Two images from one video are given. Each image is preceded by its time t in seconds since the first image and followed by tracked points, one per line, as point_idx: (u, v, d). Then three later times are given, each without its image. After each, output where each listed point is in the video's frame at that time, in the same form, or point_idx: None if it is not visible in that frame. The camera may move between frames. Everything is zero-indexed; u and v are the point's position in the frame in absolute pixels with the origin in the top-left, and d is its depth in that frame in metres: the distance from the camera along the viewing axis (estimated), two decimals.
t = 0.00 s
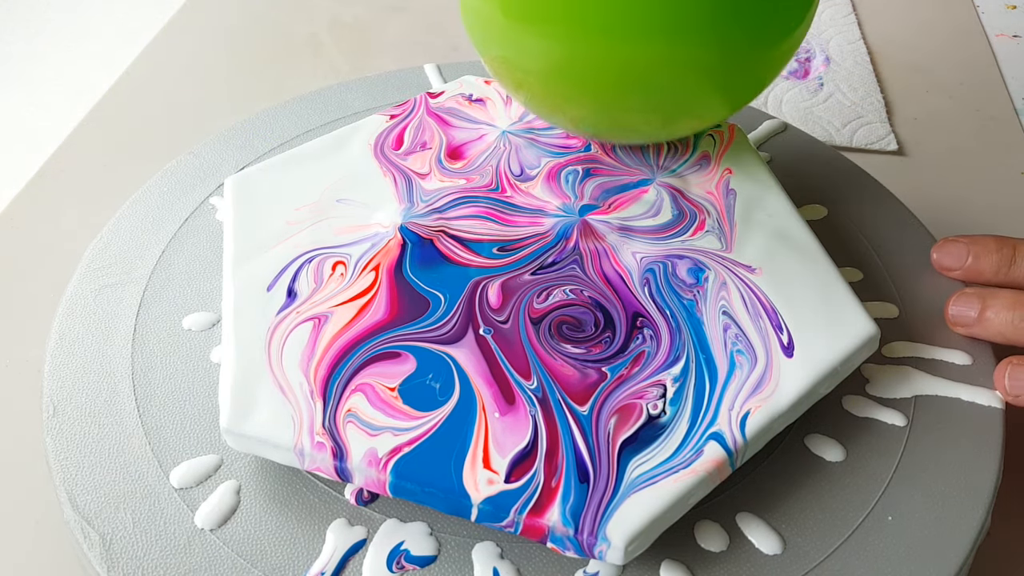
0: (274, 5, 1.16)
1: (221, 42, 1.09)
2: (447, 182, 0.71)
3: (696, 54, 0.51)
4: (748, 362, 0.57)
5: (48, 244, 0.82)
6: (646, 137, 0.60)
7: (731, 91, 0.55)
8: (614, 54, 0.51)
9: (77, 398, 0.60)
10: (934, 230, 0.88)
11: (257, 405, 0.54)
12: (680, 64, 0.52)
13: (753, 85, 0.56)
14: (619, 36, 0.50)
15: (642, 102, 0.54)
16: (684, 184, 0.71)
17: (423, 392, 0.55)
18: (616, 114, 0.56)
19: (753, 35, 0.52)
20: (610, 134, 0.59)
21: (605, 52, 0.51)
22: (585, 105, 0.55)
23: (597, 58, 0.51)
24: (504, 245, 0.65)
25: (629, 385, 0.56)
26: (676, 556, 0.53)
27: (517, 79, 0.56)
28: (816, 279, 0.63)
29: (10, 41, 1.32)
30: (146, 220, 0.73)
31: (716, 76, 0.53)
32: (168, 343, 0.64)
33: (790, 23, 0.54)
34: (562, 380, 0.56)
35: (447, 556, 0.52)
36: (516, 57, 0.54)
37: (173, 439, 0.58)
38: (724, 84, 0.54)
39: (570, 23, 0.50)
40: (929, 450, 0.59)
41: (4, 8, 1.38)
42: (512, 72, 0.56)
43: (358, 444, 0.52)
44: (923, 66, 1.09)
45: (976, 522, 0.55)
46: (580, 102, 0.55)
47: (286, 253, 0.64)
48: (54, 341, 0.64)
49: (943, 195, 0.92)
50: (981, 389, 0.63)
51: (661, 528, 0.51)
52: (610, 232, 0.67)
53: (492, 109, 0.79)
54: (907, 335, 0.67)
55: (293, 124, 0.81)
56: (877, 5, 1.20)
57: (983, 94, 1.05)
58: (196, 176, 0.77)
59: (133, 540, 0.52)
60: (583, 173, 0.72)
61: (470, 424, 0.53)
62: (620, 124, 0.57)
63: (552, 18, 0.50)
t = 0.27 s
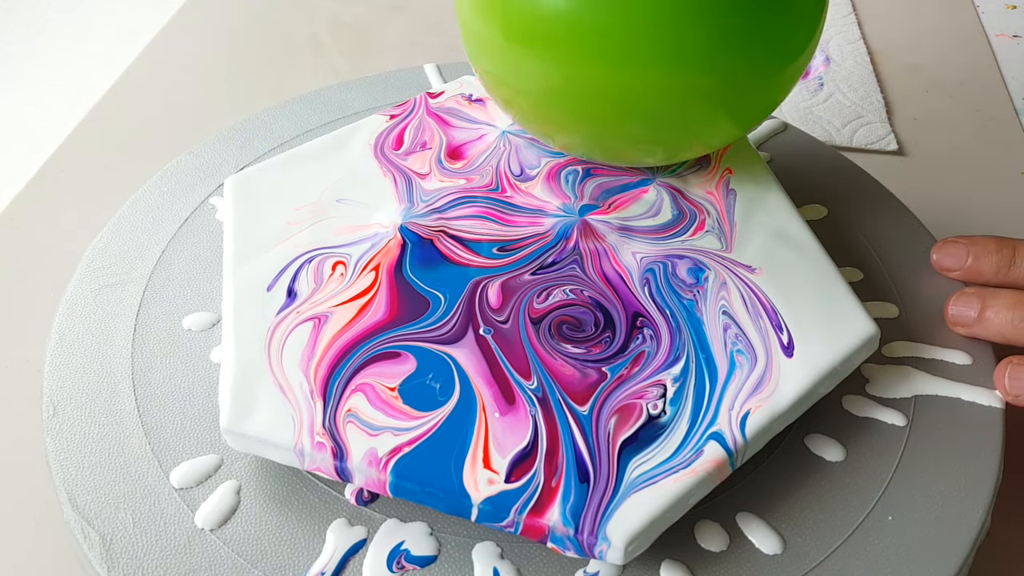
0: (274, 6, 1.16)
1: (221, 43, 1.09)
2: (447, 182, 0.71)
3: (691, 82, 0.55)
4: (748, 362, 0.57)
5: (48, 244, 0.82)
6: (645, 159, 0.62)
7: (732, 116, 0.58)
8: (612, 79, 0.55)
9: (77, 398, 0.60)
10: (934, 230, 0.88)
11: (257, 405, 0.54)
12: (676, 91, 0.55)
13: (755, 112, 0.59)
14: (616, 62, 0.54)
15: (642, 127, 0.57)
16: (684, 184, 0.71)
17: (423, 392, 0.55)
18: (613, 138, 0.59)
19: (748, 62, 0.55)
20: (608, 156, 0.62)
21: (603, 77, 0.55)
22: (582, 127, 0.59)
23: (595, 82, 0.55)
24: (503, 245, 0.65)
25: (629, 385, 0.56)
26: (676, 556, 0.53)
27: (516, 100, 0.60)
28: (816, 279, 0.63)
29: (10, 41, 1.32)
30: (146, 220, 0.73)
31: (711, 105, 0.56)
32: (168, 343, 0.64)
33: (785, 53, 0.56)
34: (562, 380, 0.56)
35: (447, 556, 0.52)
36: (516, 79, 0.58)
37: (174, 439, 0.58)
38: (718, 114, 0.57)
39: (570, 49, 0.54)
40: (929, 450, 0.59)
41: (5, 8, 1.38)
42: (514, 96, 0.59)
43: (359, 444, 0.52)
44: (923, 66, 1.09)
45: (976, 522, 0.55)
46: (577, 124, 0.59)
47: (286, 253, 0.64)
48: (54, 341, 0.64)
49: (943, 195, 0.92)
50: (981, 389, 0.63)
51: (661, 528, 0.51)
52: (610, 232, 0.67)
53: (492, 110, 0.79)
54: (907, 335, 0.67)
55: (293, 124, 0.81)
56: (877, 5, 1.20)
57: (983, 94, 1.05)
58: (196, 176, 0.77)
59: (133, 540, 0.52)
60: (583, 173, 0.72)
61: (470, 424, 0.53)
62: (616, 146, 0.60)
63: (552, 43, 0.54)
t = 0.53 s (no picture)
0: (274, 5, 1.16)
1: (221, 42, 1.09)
2: (447, 182, 0.71)
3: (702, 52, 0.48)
4: (748, 362, 0.57)
5: (48, 244, 0.82)
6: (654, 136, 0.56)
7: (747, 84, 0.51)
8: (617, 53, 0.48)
9: (77, 398, 0.60)
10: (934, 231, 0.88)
11: (257, 405, 0.54)
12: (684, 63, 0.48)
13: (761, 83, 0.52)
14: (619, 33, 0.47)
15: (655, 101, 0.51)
16: (684, 184, 0.71)
17: (423, 392, 0.55)
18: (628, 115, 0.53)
19: (767, 33, 0.48)
20: (617, 131, 0.55)
21: (607, 50, 0.47)
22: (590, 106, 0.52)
23: (599, 55, 0.48)
24: (504, 245, 0.65)
25: (629, 385, 0.56)
26: (676, 556, 0.53)
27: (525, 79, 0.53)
28: (816, 279, 0.63)
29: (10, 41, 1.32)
30: (146, 220, 0.73)
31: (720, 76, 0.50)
32: (168, 343, 0.64)
33: (805, 22, 0.50)
34: (562, 380, 0.56)
35: (447, 556, 0.52)
36: (517, 55, 0.50)
37: (173, 439, 0.58)
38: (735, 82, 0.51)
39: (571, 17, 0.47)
40: (929, 450, 0.59)
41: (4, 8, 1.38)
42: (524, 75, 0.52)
43: (358, 444, 0.52)
44: (923, 66, 1.09)
45: (975, 522, 0.55)
46: (584, 103, 0.52)
47: (286, 253, 0.64)
48: (54, 342, 0.64)
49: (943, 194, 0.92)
50: (981, 389, 0.63)
51: (661, 529, 0.51)
52: (610, 232, 0.67)
53: (492, 110, 0.79)
54: (907, 335, 0.67)
55: (293, 124, 0.81)
56: (877, 5, 1.20)
57: (983, 94, 1.05)
58: (196, 176, 0.77)
59: (133, 540, 0.53)
60: (583, 173, 0.72)
61: (469, 424, 0.53)
62: (625, 121, 0.53)
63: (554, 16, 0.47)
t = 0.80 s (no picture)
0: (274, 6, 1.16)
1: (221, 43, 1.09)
2: (447, 182, 0.71)
3: None
4: (748, 362, 0.57)
5: (49, 244, 0.82)
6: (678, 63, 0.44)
7: None
8: None
9: (77, 398, 0.60)
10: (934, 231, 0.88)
11: (257, 405, 0.54)
12: None
13: None
14: None
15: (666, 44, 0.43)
16: (684, 184, 0.71)
17: (422, 392, 0.55)
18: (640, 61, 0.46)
19: None
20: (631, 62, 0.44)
21: None
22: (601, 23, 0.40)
23: None
24: (504, 245, 0.65)
25: (629, 385, 0.56)
26: (676, 556, 0.53)
27: None
28: (817, 279, 0.63)
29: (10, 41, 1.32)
30: (146, 220, 0.73)
31: None
32: (168, 343, 0.64)
33: None
34: (562, 379, 0.56)
35: (447, 556, 0.52)
36: None
37: (173, 438, 0.58)
38: None
39: None
40: (929, 451, 0.59)
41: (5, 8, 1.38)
42: None
43: (358, 444, 0.52)
44: (923, 66, 1.09)
45: (975, 522, 0.55)
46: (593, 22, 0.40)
47: (286, 253, 0.64)
48: (54, 342, 0.64)
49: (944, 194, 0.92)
50: (982, 389, 0.63)
51: (661, 528, 0.51)
52: (610, 232, 0.67)
53: (492, 109, 0.79)
54: (906, 335, 0.67)
55: (293, 124, 0.81)
56: (877, 5, 1.20)
57: (983, 94, 1.05)
58: (196, 176, 0.77)
59: (133, 540, 0.53)
60: (583, 173, 0.72)
61: (469, 424, 0.53)
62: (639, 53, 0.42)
63: None
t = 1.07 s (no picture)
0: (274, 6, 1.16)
1: (221, 43, 1.09)
2: (447, 182, 0.71)
3: None
4: (748, 362, 0.57)
5: (49, 244, 0.82)
6: None
7: None
8: None
9: (77, 399, 0.60)
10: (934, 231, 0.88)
11: (257, 405, 0.54)
12: None
13: None
14: None
15: None
16: (684, 184, 0.71)
17: (423, 392, 0.55)
18: None
19: None
20: None
21: None
22: None
23: None
24: (504, 245, 0.65)
25: (629, 385, 0.56)
26: (676, 556, 0.53)
27: None
28: (817, 278, 0.63)
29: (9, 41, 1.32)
30: (146, 220, 0.72)
31: None
32: (168, 344, 0.64)
33: None
34: (562, 380, 0.56)
35: (447, 556, 0.52)
36: None
37: (174, 439, 0.58)
38: None
39: None
40: (929, 450, 0.59)
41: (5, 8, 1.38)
42: None
43: (359, 444, 0.52)
44: (923, 67, 1.09)
45: (975, 521, 0.55)
46: None
47: (286, 253, 0.64)
48: (55, 342, 0.64)
49: (944, 194, 0.92)
50: (981, 388, 0.63)
51: (662, 528, 0.51)
52: (610, 232, 0.67)
53: (492, 109, 0.79)
54: (906, 334, 0.67)
55: (293, 125, 0.81)
56: (877, 6, 1.20)
57: (983, 94, 1.05)
58: (196, 176, 0.77)
59: (133, 540, 0.52)
60: (582, 173, 0.72)
61: (470, 424, 0.53)
62: None
63: None
